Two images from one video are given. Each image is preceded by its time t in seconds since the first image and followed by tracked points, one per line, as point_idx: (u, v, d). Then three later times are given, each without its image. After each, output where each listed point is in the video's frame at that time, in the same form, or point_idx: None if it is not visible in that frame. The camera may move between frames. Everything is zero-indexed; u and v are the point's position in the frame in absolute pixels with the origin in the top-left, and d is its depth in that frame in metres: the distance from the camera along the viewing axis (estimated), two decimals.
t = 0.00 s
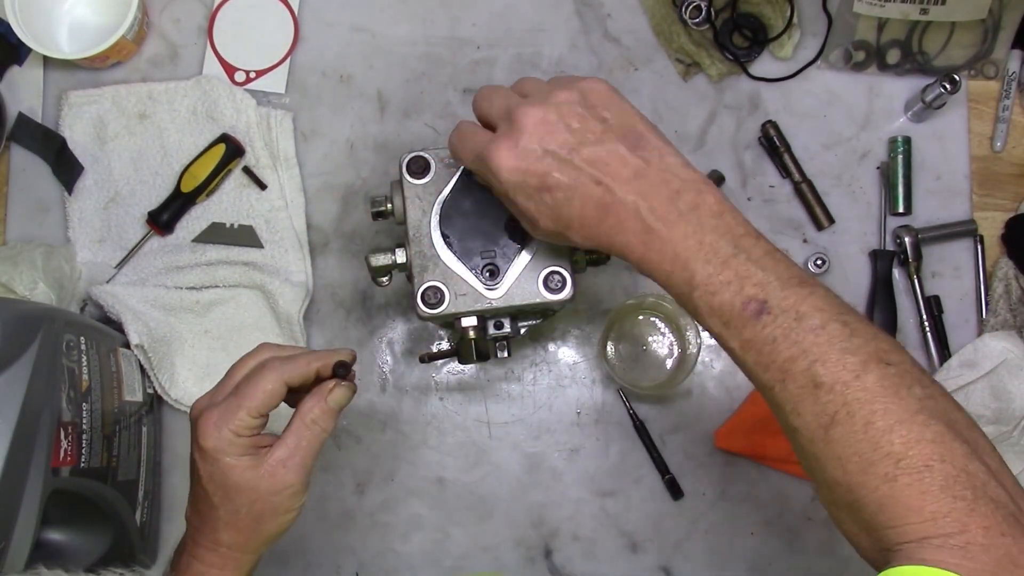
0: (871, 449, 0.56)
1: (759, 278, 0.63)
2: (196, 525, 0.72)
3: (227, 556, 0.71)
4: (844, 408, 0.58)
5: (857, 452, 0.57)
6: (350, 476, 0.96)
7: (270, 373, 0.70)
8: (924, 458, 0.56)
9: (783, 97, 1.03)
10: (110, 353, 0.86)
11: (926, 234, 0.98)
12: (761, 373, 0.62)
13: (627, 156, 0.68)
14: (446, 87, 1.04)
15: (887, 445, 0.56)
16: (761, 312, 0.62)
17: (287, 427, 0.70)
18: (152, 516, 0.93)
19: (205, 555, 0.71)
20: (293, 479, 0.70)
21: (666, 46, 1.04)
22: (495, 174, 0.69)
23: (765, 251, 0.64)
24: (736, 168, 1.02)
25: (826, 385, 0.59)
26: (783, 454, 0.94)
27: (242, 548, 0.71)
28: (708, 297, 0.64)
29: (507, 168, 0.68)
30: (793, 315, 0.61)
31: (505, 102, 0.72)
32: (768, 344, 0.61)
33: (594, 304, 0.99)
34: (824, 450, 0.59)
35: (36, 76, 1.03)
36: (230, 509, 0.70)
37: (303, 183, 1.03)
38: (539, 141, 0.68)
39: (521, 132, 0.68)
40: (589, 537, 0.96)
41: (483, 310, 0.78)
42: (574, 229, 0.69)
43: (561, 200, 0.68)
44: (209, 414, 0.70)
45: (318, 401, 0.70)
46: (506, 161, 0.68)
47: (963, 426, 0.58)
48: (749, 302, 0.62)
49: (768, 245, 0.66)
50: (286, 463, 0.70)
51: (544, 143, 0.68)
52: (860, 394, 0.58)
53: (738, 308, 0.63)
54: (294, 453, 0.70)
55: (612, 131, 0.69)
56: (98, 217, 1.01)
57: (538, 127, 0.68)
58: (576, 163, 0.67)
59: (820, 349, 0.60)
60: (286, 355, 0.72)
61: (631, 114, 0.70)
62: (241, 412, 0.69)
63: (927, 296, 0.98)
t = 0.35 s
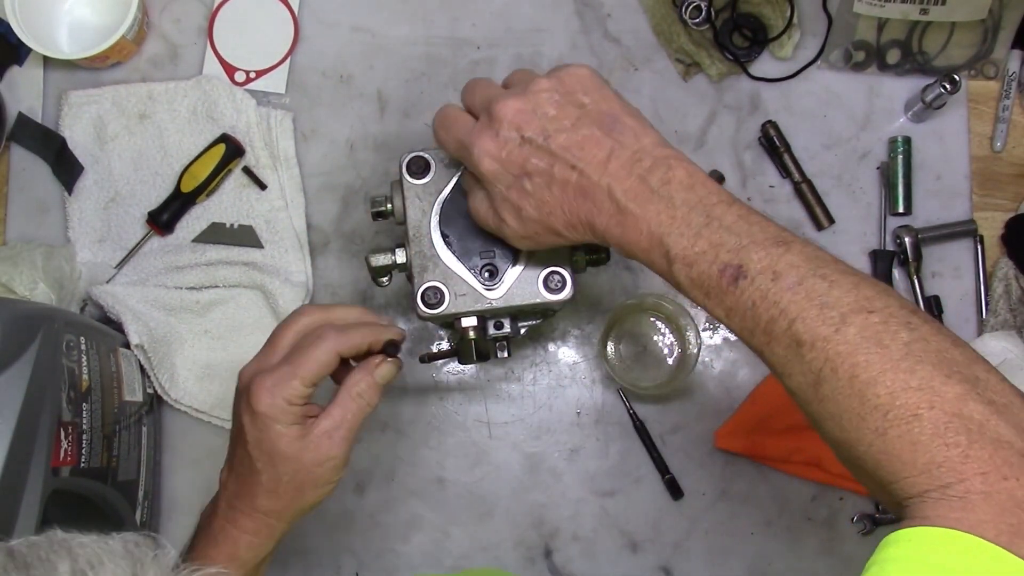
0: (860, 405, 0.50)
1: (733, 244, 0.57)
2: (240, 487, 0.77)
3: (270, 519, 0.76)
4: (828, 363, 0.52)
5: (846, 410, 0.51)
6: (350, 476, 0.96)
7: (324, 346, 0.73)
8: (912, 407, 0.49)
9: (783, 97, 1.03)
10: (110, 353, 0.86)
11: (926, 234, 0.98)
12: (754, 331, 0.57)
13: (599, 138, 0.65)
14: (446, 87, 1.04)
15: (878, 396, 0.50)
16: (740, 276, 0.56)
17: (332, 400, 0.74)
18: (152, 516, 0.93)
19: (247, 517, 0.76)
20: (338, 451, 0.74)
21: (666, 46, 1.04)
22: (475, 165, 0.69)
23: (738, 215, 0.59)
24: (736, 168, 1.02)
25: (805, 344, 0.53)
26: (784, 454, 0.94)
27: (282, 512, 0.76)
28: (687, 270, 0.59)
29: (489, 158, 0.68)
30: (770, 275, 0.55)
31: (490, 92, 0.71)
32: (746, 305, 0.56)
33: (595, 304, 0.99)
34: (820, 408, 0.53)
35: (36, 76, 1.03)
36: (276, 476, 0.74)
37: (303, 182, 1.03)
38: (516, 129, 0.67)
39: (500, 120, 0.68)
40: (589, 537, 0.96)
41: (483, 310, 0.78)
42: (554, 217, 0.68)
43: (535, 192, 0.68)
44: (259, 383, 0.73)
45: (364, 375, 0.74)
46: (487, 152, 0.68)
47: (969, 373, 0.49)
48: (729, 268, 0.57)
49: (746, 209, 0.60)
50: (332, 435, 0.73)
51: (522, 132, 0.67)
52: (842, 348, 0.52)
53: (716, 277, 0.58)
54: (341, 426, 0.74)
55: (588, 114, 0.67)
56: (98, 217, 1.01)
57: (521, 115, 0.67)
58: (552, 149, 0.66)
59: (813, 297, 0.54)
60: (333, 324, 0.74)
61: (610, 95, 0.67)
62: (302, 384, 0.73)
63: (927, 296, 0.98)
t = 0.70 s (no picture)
0: (850, 405, 0.51)
1: (723, 246, 0.58)
2: (296, 453, 0.75)
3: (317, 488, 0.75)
4: (819, 364, 0.52)
5: (835, 411, 0.51)
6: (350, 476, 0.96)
7: (429, 333, 0.71)
8: (902, 408, 0.49)
9: (783, 97, 1.03)
10: (110, 353, 0.86)
11: (926, 234, 0.98)
12: (744, 331, 0.57)
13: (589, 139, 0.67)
14: (446, 87, 1.04)
15: (868, 396, 0.50)
16: (729, 279, 0.57)
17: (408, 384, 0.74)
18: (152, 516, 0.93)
19: (301, 485, 0.75)
20: (406, 436, 0.75)
21: (666, 46, 1.04)
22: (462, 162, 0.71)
23: (728, 220, 0.60)
24: (736, 168, 1.02)
25: (796, 345, 0.53)
26: (783, 454, 0.94)
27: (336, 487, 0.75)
28: (676, 271, 0.60)
29: (477, 156, 0.70)
30: (760, 277, 0.56)
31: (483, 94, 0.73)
32: (739, 305, 0.56)
33: (595, 304, 0.99)
34: (810, 409, 0.53)
35: (36, 76, 1.03)
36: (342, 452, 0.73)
37: (303, 183, 1.03)
38: (504, 127, 0.69)
39: (489, 119, 0.69)
40: (589, 537, 0.96)
41: (483, 310, 0.78)
42: (540, 215, 0.69)
43: (521, 190, 0.69)
44: (369, 365, 0.70)
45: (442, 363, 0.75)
46: (475, 151, 0.70)
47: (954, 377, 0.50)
48: (717, 270, 0.58)
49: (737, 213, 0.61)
50: (404, 421, 0.74)
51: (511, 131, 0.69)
52: (834, 349, 0.52)
53: (706, 278, 0.58)
54: (412, 411, 0.74)
55: (577, 115, 0.68)
56: (98, 217, 1.01)
57: (511, 115, 0.69)
58: (540, 148, 0.68)
59: (803, 300, 0.54)
60: (425, 303, 0.72)
61: (603, 97, 0.69)
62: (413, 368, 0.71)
63: (927, 296, 0.98)
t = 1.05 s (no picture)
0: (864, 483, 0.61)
1: (794, 355, 0.63)
2: (293, 460, 0.77)
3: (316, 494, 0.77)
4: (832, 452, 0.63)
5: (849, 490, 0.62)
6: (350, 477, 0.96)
7: (416, 329, 0.72)
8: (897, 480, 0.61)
9: (783, 97, 1.03)
10: (110, 353, 0.86)
11: (926, 234, 0.98)
12: (804, 449, 0.63)
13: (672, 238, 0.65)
14: (447, 87, 1.04)
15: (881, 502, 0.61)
16: (800, 387, 0.63)
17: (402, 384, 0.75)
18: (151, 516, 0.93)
19: (297, 490, 0.77)
20: (401, 440, 0.76)
21: (666, 46, 1.04)
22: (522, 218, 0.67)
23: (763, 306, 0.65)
24: (736, 168, 1.02)
25: (806, 418, 0.63)
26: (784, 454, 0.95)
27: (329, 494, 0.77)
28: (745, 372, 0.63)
29: (549, 215, 0.65)
30: (834, 393, 0.63)
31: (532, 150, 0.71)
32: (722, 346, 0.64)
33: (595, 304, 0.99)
34: (869, 521, 0.61)
35: (36, 76, 1.03)
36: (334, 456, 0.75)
37: (303, 182, 1.03)
38: (582, 182, 0.65)
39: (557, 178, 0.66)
40: (589, 537, 0.96)
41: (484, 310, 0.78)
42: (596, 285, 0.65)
43: (585, 260, 0.66)
44: (359, 363, 0.72)
45: (436, 362, 0.76)
46: (537, 210, 0.66)
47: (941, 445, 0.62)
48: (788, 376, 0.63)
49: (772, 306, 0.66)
50: (400, 423, 0.75)
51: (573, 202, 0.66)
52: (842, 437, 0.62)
53: (776, 383, 0.63)
54: (408, 411, 0.75)
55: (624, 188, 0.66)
56: (98, 217, 1.01)
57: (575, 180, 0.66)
58: (618, 249, 0.65)
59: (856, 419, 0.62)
60: (418, 303, 0.73)
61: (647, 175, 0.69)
62: (405, 369, 0.73)
63: (927, 296, 0.98)
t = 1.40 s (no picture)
0: (852, 545, 0.62)
1: (788, 420, 0.68)
2: (309, 463, 0.76)
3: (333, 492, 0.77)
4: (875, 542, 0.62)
5: None
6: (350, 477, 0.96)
7: (409, 329, 0.71)
8: None
9: (783, 97, 1.03)
10: (110, 353, 0.86)
11: (926, 234, 0.98)
12: (792, 514, 0.66)
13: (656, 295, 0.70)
14: (447, 87, 1.04)
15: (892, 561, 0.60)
16: (792, 453, 0.67)
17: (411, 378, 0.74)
18: (151, 515, 0.93)
19: (314, 492, 0.77)
20: (413, 433, 0.75)
21: (666, 46, 1.04)
22: (544, 286, 0.68)
23: (788, 398, 0.70)
24: (736, 168, 1.02)
25: (798, 483, 0.66)
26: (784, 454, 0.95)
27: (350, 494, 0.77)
28: (740, 436, 0.68)
29: (561, 279, 0.67)
30: (821, 457, 0.66)
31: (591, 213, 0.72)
32: (702, 404, 0.69)
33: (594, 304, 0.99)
34: None
35: (36, 76, 1.03)
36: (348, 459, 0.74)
37: (303, 182, 1.03)
38: (592, 265, 0.68)
39: (578, 252, 0.68)
40: (589, 537, 0.96)
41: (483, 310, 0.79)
42: (599, 357, 0.71)
43: (595, 326, 0.69)
44: (355, 368, 0.70)
45: (442, 355, 0.75)
46: (557, 276, 0.68)
47: (929, 510, 0.64)
48: (781, 445, 0.67)
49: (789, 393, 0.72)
50: (407, 410, 0.74)
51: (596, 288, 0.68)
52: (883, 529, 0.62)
53: (771, 448, 0.67)
54: (415, 402, 0.74)
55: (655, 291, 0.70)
56: (98, 217, 1.01)
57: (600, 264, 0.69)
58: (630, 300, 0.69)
59: (849, 488, 0.64)
60: (401, 297, 0.72)
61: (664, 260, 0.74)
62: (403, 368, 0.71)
63: (927, 296, 0.98)
